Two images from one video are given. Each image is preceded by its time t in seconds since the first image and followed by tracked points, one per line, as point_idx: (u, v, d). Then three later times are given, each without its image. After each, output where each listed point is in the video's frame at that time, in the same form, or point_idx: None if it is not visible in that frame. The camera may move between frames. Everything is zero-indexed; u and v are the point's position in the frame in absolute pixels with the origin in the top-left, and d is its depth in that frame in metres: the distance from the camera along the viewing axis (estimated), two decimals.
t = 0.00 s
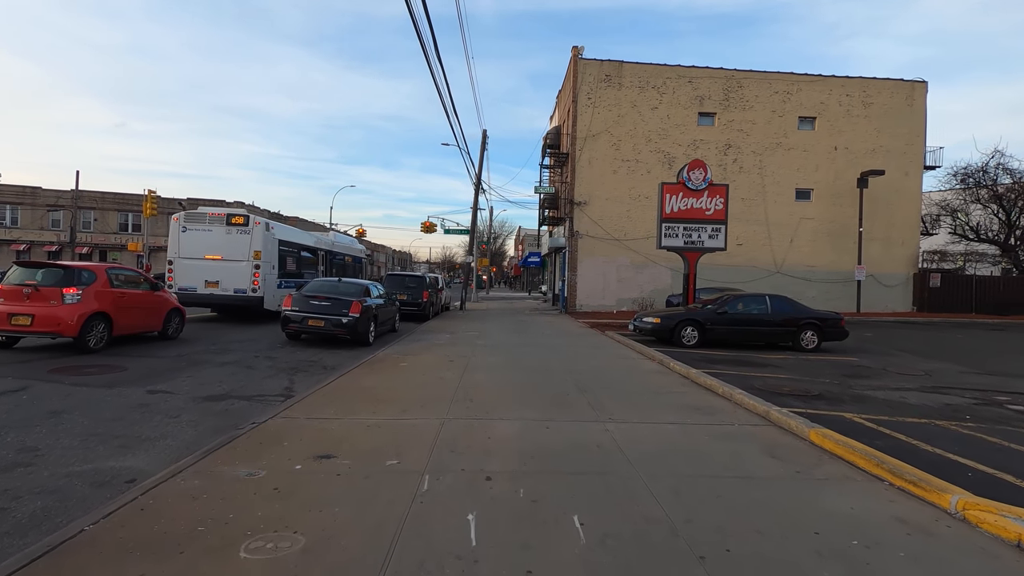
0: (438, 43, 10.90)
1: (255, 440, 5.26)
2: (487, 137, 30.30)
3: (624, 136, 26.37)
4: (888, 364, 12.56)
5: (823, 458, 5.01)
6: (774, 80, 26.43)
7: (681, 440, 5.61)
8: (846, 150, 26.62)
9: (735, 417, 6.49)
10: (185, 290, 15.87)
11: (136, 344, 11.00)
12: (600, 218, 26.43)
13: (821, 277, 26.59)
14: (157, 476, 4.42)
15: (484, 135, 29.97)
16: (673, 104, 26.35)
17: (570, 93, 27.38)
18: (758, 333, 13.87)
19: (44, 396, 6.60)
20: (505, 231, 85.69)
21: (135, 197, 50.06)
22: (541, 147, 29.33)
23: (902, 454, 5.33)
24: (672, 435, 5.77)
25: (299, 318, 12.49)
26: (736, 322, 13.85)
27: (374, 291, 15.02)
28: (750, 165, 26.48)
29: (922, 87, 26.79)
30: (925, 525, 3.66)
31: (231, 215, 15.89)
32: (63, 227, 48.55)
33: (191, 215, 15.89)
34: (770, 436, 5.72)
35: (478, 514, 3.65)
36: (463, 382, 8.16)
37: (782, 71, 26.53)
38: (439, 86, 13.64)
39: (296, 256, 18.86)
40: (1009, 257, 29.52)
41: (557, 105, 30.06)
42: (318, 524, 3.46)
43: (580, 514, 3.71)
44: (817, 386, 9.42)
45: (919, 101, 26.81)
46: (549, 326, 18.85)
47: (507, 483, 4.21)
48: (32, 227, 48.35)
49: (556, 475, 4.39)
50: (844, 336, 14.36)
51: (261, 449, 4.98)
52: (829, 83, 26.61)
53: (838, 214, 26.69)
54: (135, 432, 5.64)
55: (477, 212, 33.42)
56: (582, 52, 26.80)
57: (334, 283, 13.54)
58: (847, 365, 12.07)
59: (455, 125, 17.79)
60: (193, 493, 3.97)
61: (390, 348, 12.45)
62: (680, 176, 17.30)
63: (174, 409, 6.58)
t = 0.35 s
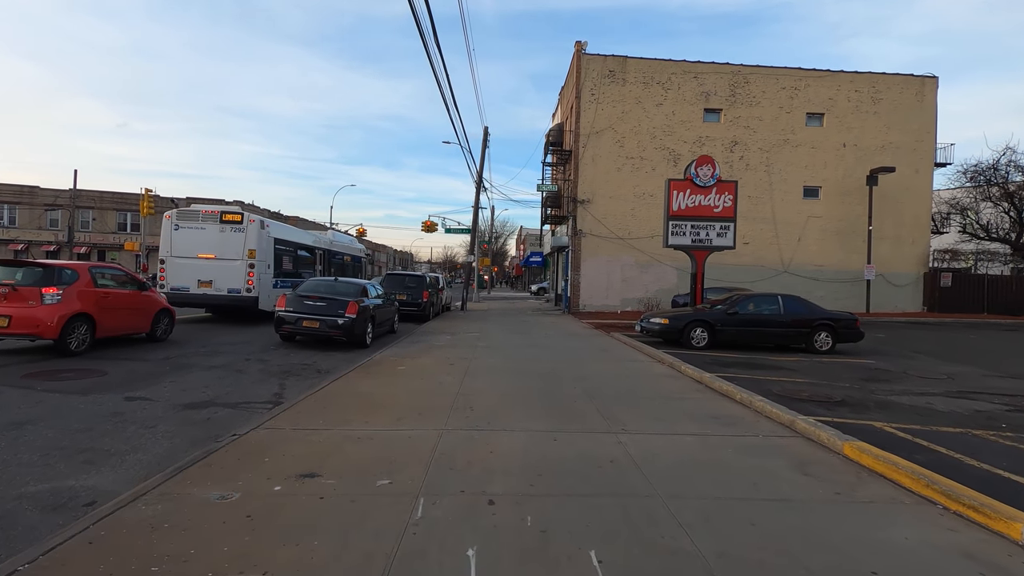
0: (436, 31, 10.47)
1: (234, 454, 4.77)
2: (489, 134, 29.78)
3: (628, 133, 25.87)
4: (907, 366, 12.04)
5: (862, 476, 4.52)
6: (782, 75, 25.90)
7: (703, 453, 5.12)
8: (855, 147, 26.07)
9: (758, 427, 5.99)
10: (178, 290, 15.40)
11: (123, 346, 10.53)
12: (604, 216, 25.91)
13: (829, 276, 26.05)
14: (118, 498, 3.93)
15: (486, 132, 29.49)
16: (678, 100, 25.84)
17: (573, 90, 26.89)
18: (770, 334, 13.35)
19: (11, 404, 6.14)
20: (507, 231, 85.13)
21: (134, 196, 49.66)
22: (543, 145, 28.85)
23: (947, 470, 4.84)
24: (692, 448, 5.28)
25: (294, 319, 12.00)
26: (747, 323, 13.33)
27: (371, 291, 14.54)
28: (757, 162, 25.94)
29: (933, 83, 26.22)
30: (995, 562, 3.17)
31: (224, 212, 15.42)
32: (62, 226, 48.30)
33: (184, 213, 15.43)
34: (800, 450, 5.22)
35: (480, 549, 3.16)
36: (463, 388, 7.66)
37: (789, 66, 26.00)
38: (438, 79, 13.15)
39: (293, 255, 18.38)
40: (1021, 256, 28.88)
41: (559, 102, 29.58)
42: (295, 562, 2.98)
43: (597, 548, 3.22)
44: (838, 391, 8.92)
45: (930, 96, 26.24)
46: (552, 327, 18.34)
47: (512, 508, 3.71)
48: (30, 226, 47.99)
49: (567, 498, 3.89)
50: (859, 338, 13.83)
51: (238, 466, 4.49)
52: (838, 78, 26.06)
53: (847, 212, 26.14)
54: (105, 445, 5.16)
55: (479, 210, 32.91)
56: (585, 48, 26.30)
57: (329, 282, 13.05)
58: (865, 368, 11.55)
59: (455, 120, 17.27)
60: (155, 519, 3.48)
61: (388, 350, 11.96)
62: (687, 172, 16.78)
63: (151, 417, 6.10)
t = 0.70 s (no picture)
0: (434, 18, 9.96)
1: (206, 474, 4.28)
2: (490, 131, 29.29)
3: (632, 130, 25.35)
4: (928, 370, 11.51)
5: (909, 501, 4.02)
6: (789, 71, 25.37)
7: (727, 473, 4.62)
8: (864, 144, 25.52)
9: (784, 441, 5.48)
10: (169, 290, 14.92)
11: (107, 350, 10.07)
12: (608, 215, 25.41)
13: (838, 276, 25.51)
14: (65, 529, 3.43)
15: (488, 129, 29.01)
16: (683, 96, 25.31)
17: (576, 86, 26.39)
18: (783, 336, 12.83)
19: None
20: (509, 230, 84.62)
21: (133, 196, 49.27)
22: (546, 143, 28.35)
23: (1001, 492, 4.33)
24: (713, 466, 4.77)
25: (287, 321, 11.51)
26: (759, 324, 12.81)
27: (368, 291, 14.05)
28: (764, 160, 25.41)
29: (944, 78, 25.64)
30: None
31: (217, 210, 14.95)
32: (60, 226, 47.96)
33: (175, 211, 14.95)
34: (834, 469, 4.72)
35: None
36: (463, 396, 7.16)
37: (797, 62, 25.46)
38: (437, 72, 12.69)
39: (290, 254, 17.92)
40: None
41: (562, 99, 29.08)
42: None
43: None
44: (861, 397, 8.40)
45: (941, 92, 25.66)
46: (556, 328, 17.84)
47: (515, 543, 3.22)
48: (28, 226, 47.63)
49: (579, 531, 3.39)
50: (875, 340, 13.30)
51: (208, 489, 3.99)
52: (847, 74, 25.50)
53: (856, 211, 25.59)
54: (65, 462, 4.66)
55: (481, 209, 32.41)
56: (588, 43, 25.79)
57: (325, 282, 12.56)
58: (884, 372, 11.04)
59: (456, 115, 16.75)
60: (99, 559, 2.99)
61: (385, 353, 11.48)
62: (695, 168, 16.26)
63: (123, 429, 5.61)
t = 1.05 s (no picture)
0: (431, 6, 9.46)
1: (164, 504, 3.77)
2: (491, 129, 28.77)
3: (636, 127, 24.82)
4: (949, 375, 10.96)
5: (969, 537, 3.50)
6: (796, 66, 24.82)
7: (755, 498, 4.09)
8: (873, 140, 24.97)
9: (814, 459, 4.94)
10: (158, 291, 14.43)
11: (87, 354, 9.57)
12: (611, 214, 24.89)
13: (847, 276, 24.95)
14: None
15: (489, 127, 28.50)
16: (688, 92, 24.78)
17: (578, 82, 25.88)
18: (796, 339, 12.29)
19: None
20: (511, 230, 84.06)
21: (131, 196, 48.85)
22: (548, 140, 27.85)
23: None
24: (738, 490, 4.25)
25: (277, 324, 10.99)
26: (771, 326, 12.28)
27: (363, 292, 13.55)
28: (771, 157, 24.87)
29: (955, 73, 25.06)
30: None
31: (208, 208, 14.46)
32: (58, 226, 47.61)
33: (165, 209, 14.47)
34: (875, 494, 4.19)
35: None
36: (460, 406, 6.65)
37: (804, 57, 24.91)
38: (435, 64, 12.19)
39: (285, 254, 17.43)
40: None
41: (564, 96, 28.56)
42: None
43: None
44: (885, 405, 7.86)
45: (952, 88, 25.08)
46: (559, 330, 17.32)
47: None
48: (26, 226, 47.26)
49: None
50: (892, 343, 12.75)
51: (162, 524, 3.47)
52: (856, 69, 24.94)
53: (865, 209, 25.04)
54: (10, 487, 4.15)
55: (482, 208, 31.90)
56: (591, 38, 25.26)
57: (317, 283, 12.06)
58: (904, 377, 10.50)
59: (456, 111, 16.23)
60: None
61: (380, 357, 10.98)
62: (702, 165, 15.73)
63: (84, 445, 5.11)
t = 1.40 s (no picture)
0: None
1: (115, 537, 3.26)
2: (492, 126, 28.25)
3: (640, 123, 24.30)
4: (974, 378, 10.43)
5: None
6: (804, 60, 24.27)
7: (795, 528, 3.57)
8: (883, 136, 24.41)
9: (852, 478, 4.43)
10: (148, 292, 13.96)
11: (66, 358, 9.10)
12: (615, 212, 24.37)
13: (856, 275, 24.41)
14: None
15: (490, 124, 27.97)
16: (693, 87, 24.24)
17: (581, 78, 25.36)
18: (811, 341, 11.76)
19: None
20: (512, 230, 83.52)
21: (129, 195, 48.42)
22: (550, 137, 27.34)
23: None
24: (774, 516, 3.73)
25: (268, 325, 10.50)
26: (784, 327, 11.75)
27: (359, 292, 13.05)
28: (778, 154, 24.34)
29: (967, 67, 24.49)
30: None
31: (199, 206, 13.98)
32: (55, 226, 47.22)
33: (155, 207, 13.99)
34: (929, 521, 3.68)
35: None
36: (458, 415, 6.14)
37: (812, 51, 24.36)
38: (434, 55, 11.68)
39: (280, 253, 16.94)
40: None
41: (566, 92, 28.03)
42: None
43: None
44: (915, 412, 7.34)
45: (964, 82, 24.50)
46: (562, 330, 16.83)
47: None
48: (23, 226, 46.91)
49: None
50: (911, 344, 12.21)
51: (109, 563, 2.97)
52: (865, 63, 24.38)
53: (875, 206, 24.49)
54: None
55: (483, 206, 31.38)
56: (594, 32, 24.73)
57: (311, 283, 11.56)
58: (928, 381, 9.96)
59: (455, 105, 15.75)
60: None
61: (376, 361, 10.49)
62: (711, 160, 15.18)
63: (42, 462, 4.61)
